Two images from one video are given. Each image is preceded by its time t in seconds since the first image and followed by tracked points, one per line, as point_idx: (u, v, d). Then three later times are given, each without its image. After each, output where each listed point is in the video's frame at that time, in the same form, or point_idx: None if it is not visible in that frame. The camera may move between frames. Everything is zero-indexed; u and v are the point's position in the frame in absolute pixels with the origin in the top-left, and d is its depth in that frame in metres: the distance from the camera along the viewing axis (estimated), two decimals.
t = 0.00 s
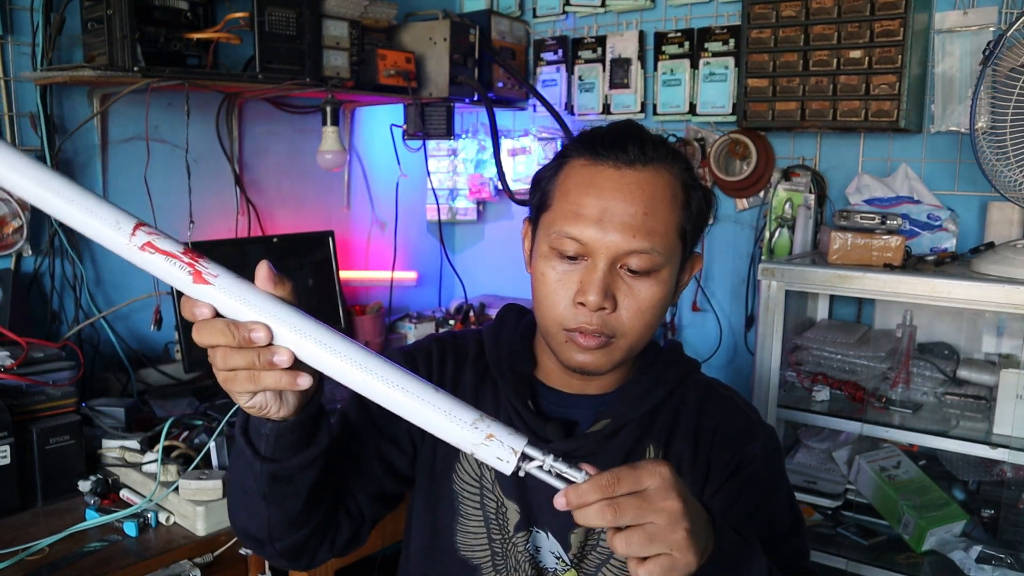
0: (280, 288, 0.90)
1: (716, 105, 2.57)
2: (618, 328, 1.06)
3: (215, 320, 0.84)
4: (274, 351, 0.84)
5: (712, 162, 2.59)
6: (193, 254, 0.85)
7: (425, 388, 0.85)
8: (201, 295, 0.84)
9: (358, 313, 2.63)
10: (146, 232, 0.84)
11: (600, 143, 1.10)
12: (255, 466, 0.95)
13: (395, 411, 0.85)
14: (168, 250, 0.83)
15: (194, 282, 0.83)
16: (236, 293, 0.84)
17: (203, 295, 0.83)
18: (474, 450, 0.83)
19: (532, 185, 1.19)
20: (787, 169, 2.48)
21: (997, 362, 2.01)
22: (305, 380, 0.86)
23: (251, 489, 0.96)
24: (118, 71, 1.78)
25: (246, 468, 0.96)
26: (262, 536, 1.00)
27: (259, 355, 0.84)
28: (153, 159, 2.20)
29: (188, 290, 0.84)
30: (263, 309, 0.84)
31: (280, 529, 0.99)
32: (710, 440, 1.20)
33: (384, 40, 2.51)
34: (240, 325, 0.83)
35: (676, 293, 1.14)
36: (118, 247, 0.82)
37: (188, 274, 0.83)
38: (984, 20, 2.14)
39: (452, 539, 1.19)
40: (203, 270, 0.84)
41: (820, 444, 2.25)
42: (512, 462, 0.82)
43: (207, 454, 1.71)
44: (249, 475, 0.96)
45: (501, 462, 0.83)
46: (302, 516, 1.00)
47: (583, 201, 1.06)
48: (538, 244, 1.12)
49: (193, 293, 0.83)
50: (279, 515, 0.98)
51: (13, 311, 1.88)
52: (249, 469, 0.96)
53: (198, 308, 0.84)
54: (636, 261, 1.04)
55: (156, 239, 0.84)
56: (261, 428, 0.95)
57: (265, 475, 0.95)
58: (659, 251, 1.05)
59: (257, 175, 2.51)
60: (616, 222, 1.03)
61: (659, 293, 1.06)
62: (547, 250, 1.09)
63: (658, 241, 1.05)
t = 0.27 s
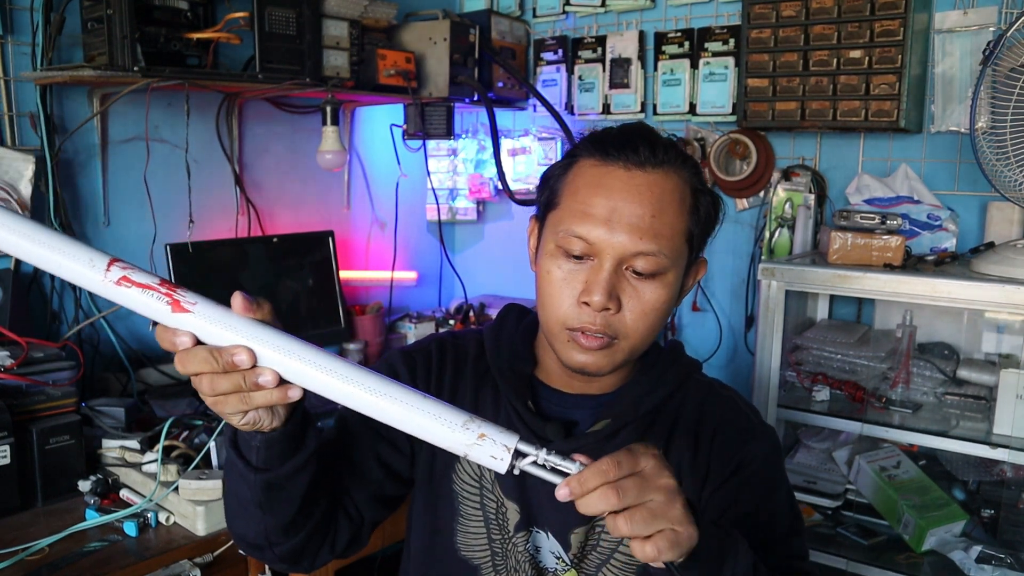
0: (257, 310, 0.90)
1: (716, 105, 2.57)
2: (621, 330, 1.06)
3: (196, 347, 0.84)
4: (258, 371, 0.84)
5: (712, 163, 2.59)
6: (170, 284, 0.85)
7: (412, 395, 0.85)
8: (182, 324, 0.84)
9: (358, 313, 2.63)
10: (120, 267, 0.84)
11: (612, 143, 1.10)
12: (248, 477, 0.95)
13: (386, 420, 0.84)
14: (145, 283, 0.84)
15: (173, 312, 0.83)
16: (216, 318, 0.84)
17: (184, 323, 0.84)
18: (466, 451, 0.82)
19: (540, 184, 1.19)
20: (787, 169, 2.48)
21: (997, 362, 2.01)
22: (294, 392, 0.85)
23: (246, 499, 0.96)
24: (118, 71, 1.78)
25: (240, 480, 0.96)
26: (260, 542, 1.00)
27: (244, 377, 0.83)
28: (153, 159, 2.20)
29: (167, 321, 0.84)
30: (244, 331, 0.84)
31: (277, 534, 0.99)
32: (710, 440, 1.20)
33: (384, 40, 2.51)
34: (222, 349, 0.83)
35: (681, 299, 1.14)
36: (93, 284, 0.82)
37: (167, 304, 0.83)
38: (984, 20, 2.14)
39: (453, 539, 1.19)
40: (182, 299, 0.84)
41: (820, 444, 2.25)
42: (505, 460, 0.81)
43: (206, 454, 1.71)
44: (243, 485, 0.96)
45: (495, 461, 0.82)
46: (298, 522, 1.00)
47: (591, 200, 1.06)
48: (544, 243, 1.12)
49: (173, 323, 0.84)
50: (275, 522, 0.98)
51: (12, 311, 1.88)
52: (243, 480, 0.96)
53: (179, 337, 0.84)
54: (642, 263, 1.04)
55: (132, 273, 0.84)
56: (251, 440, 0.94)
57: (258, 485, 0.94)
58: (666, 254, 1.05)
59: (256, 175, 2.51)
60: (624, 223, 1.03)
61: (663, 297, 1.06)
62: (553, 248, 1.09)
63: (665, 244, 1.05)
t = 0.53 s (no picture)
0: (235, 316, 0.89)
1: (716, 105, 2.57)
2: (620, 331, 1.06)
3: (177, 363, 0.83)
4: (243, 378, 0.84)
5: (712, 163, 2.59)
6: (140, 302, 0.83)
7: (397, 382, 0.84)
8: (158, 342, 0.82)
9: (358, 312, 2.63)
10: (87, 291, 0.82)
11: (615, 144, 1.10)
12: (246, 486, 0.95)
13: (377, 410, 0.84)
14: (115, 304, 0.81)
15: (147, 332, 0.82)
16: (192, 330, 0.83)
17: (162, 340, 0.82)
18: (456, 432, 0.83)
19: (541, 184, 1.19)
20: (787, 169, 2.48)
21: (997, 362, 2.01)
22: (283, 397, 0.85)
23: (246, 506, 0.96)
24: (118, 71, 1.78)
25: (237, 488, 0.96)
26: (258, 547, 1.00)
27: (230, 386, 0.83)
28: (153, 159, 2.20)
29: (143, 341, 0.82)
30: (221, 340, 0.83)
31: (276, 540, 0.99)
32: (708, 437, 1.21)
33: (383, 40, 2.51)
34: (202, 362, 0.82)
35: (681, 301, 1.14)
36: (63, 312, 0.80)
37: (141, 325, 0.81)
38: (984, 20, 2.14)
39: (452, 539, 1.19)
40: (155, 316, 0.82)
41: (820, 444, 2.25)
42: (495, 437, 0.82)
43: (206, 454, 1.71)
44: (241, 493, 0.96)
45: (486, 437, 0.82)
46: (296, 526, 1.00)
47: (592, 201, 1.06)
48: (544, 242, 1.12)
49: (150, 342, 0.82)
50: (276, 528, 0.98)
51: (12, 311, 1.88)
52: (241, 488, 0.96)
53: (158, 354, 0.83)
54: (642, 265, 1.04)
55: (100, 295, 0.81)
56: (248, 449, 0.94)
57: (258, 492, 0.95)
58: (665, 256, 1.05)
59: (256, 175, 2.51)
60: (624, 224, 1.03)
61: (662, 299, 1.06)
62: (554, 248, 1.09)
63: (665, 246, 1.05)
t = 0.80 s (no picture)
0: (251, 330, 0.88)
1: (716, 105, 2.57)
2: (616, 331, 1.06)
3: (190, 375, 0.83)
4: (258, 394, 0.84)
5: (712, 163, 2.59)
6: (157, 315, 0.82)
7: (414, 400, 0.84)
8: (174, 354, 0.82)
9: (358, 313, 2.63)
10: (104, 302, 0.81)
11: (608, 144, 1.10)
12: (254, 492, 0.94)
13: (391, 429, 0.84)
14: (132, 316, 0.81)
15: (164, 344, 0.81)
16: (209, 344, 0.83)
17: (177, 353, 0.82)
18: (472, 451, 0.83)
19: (537, 183, 1.19)
20: (787, 169, 2.48)
21: (996, 362, 2.01)
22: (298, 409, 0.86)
23: (253, 513, 0.96)
24: (118, 71, 1.78)
25: (244, 495, 0.95)
26: (265, 551, 0.99)
27: (245, 402, 0.84)
28: (153, 159, 2.20)
29: (158, 353, 0.82)
30: (237, 354, 0.83)
31: (283, 544, 0.99)
32: (706, 436, 1.21)
33: (383, 40, 2.51)
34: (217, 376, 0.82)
35: (677, 300, 1.14)
36: (78, 323, 0.79)
37: (157, 337, 0.81)
38: (984, 20, 2.14)
39: (450, 538, 1.19)
40: (171, 330, 0.82)
41: (821, 444, 2.26)
42: (513, 455, 0.82)
43: (206, 454, 1.71)
44: (248, 500, 0.95)
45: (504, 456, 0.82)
46: (302, 530, 1.00)
47: (586, 201, 1.06)
48: (540, 243, 1.12)
49: (166, 355, 0.82)
50: (283, 533, 0.98)
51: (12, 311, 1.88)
52: (248, 495, 0.95)
53: (172, 366, 0.83)
54: (637, 264, 1.04)
55: (116, 306, 0.81)
56: (254, 457, 0.94)
57: (266, 499, 0.94)
58: (660, 255, 1.05)
59: (256, 175, 2.51)
60: (619, 224, 1.03)
61: (658, 298, 1.06)
62: (549, 249, 1.09)
63: (660, 245, 1.05)
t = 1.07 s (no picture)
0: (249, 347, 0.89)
1: (716, 105, 2.57)
2: (619, 331, 1.06)
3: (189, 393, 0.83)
4: (255, 407, 0.83)
5: (712, 163, 2.59)
6: (155, 333, 0.83)
7: (413, 409, 0.83)
8: (172, 372, 0.82)
9: (358, 313, 2.63)
10: (102, 323, 0.82)
11: (610, 144, 1.10)
12: (258, 511, 0.95)
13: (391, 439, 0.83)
14: (129, 335, 0.82)
15: (161, 361, 0.82)
16: (207, 360, 0.83)
17: (175, 370, 0.82)
18: (474, 458, 0.81)
19: (537, 184, 1.19)
20: (788, 169, 2.48)
21: (997, 362, 2.01)
22: (295, 422, 0.83)
23: (257, 531, 0.96)
24: (118, 71, 1.78)
25: (248, 514, 0.96)
26: (268, 565, 0.99)
27: (243, 414, 0.82)
28: (153, 159, 2.20)
29: (156, 371, 0.82)
30: (234, 369, 0.83)
31: (287, 557, 0.99)
32: (705, 436, 1.20)
33: (383, 40, 2.51)
34: (216, 389, 0.82)
35: (678, 299, 1.14)
36: (75, 343, 0.79)
37: (155, 354, 0.82)
38: (984, 20, 2.14)
39: (450, 540, 1.19)
40: (169, 347, 0.83)
41: (821, 445, 2.26)
42: (513, 461, 0.81)
43: (206, 454, 1.71)
44: (252, 518, 0.96)
45: (504, 462, 0.81)
46: (306, 544, 1.00)
47: (588, 202, 1.06)
48: (542, 243, 1.12)
49: (164, 372, 0.82)
50: (287, 547, 0.98)
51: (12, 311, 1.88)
52: (252, 514, 0.95)
53: (171, 384, 0.83)
54: (639, 264, 1.04)
55: (114, 327, 0.82)
56: (260, 477, 0.94)
57: (271, 518, 0.95)
58: (663, 255, 1.05)
59: (256, 175, 2.51)
60: (621, 224, 1.03)
61: (661, 298, 1.06)
62: (551, 249, 1.09)
63: (662, 245, 1.05)
